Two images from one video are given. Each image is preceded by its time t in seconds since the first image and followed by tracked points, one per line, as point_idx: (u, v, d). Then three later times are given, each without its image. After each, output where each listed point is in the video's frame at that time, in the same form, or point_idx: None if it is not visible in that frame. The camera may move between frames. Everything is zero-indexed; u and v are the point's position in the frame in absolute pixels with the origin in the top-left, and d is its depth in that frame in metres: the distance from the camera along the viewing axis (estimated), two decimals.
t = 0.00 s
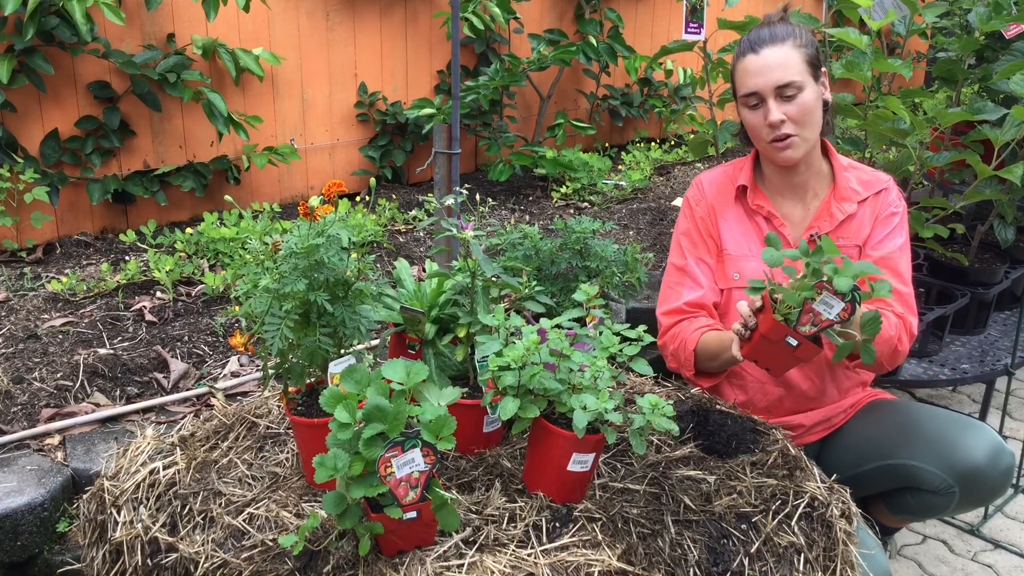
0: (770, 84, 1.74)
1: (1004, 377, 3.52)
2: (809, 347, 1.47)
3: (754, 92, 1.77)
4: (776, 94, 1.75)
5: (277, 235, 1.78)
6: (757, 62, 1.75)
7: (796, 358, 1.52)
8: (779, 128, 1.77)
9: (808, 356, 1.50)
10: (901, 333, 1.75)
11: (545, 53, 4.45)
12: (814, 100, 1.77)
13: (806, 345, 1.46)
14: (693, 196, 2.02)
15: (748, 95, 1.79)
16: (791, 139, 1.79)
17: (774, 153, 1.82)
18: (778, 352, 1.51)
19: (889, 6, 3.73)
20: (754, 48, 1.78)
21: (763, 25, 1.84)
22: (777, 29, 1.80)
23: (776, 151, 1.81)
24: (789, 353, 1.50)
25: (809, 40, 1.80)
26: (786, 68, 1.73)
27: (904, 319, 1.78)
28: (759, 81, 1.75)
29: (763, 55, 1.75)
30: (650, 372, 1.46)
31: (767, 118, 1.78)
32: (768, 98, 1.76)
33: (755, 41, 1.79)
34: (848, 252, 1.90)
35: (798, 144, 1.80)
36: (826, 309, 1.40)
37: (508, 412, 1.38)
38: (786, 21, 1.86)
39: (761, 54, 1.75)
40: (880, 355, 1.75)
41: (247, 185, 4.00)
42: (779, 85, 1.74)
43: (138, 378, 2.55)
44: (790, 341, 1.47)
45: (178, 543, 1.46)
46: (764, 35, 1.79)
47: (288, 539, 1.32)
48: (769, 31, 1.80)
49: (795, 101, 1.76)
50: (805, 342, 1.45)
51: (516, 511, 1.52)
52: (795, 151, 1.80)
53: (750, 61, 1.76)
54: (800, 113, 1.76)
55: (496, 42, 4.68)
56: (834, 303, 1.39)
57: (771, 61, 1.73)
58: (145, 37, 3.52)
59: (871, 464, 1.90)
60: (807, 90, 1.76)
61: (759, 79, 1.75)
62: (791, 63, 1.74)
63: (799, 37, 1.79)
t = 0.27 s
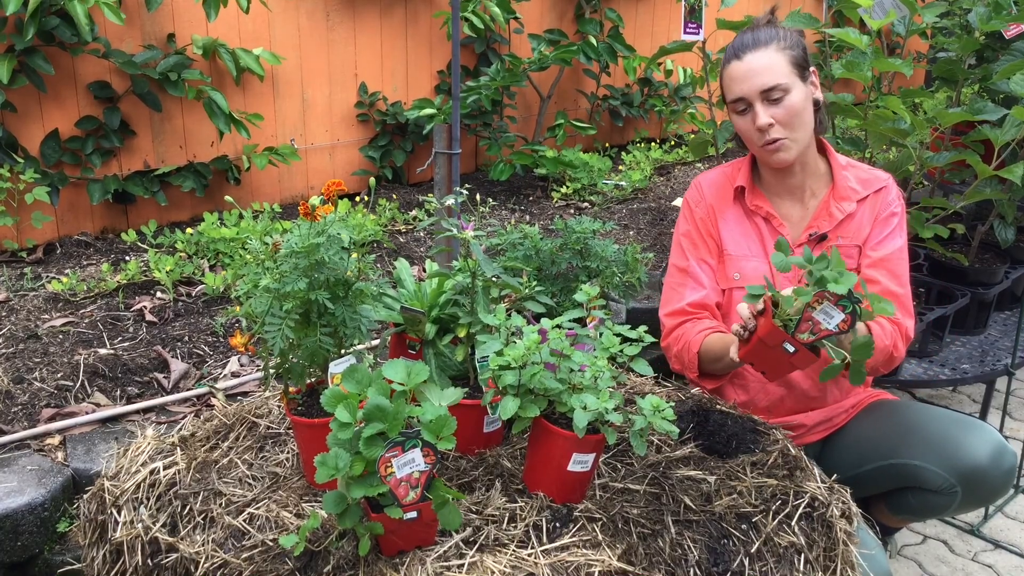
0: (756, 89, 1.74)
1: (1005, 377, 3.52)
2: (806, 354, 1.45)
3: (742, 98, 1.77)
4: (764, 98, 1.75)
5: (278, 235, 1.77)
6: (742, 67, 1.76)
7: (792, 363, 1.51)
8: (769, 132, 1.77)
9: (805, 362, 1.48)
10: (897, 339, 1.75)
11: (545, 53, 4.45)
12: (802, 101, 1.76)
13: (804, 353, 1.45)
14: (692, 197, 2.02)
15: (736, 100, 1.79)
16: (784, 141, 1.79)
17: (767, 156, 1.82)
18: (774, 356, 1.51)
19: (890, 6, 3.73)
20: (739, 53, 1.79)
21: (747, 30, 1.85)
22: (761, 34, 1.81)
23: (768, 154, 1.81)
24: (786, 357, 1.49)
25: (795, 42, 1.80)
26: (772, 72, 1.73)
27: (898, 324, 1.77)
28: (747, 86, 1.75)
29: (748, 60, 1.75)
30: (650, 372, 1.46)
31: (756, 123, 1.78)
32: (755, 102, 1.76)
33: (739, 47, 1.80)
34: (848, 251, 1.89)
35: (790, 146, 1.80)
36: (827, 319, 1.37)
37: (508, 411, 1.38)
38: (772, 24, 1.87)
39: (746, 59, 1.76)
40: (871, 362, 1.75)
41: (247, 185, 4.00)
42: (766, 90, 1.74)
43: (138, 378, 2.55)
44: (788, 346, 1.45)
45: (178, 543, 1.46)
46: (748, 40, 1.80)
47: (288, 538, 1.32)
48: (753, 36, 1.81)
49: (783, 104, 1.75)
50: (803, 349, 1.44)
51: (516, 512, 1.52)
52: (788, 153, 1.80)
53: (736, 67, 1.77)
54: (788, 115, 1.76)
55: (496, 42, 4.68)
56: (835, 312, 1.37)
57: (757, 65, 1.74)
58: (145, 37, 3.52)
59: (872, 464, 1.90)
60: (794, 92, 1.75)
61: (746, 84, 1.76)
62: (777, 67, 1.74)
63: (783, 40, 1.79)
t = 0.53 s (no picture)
0: (755, 89, 1.75)
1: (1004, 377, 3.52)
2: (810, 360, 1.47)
3: (741, 98, 1.78)
4: (763, 98, 1.75)
5: (278, 235, 1.77)
6: (742, 67, 1.76)
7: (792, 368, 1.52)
8: (768, 132, 1.78)
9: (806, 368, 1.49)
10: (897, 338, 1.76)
11: (545, 53, 4.45)
12: (802, 101, 1.76)
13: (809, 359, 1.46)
14: (693, 197, 2.02)
15: (736, 101, 1.80)
16: (782, 142, 1.79)
17: (766, 157, 1.82)
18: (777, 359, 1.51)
19: (889, 6, 3.73)
20: (739, 53, 1.79)
21: (749, 30, 1.85)
22: (762, 33, 1.80)
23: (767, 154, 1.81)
24: (789, 362, 1.49)
25: (796, 42, 1.80)
26: (772, 72, 1.73)
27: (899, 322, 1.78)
28: (746, 87, 1.76)
29: (748, 60, 1.75)
30: (650, 372, 1.46)
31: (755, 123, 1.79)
32: (754, 102, 1.76)
33: (740, 47, 1.80)
34: (847, 251, 1.90)
35: (789, 146, 1.80)
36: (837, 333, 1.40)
37: (508, 410, 1.38)
38: (774, 24, 1.87)
39: (745, 60, 1.76)
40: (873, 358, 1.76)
41: (247, 185, 4.00)
42: (765, 90, 1.74)
43: (138, 378, 2.55)
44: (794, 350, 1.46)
45: (178, 543, 1.46)
46: (748, 40, 1.80)
47: (288, 538, 1.32)
48: (754, 36, 1.81)
49: (782, 104, 1.75)
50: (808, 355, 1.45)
51: (516, 512, 1.52)
52: (787, 153, 1.80)
53: (736, 67, 1.77)
54: (787, 115, 1.76)
55: (496, 42, 4.68)
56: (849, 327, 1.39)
57: (756, 66, 1.74)
58: (145, 38, 3.52)
59: (873, 464, 1.89)
60: (793, 92, 1.75)
61: (745, 85, 1.76)
62: (777, 67, 1.74)
63: (784, 40, 1.79)
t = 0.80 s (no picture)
0: (755, 91, 1.75)
1: (1004, 377, 3.52)
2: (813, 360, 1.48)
3: (741, 99, 1.78)
4: (762, 99, 1.76)
5: (278, 235, 1.77)
6: (742, 68, 1.76)
7: (794, 366, 1.53)
8: (768, 133, 1.78)
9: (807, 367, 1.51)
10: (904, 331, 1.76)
11: (545, 53, 4.45)
12: (802, 102, 1.77)
13: (813, 357, 1.47)
14: (693, 197, 2.02)
15: (736, 102, 1.80)
16: (782, 142, 1.79)
17: (766, 158, 1.82)
18: (783, 354, 1.52)
19: (890, 6, 3.73)
20: (739, 54, 1.79)
21: (749, 31, 1.85)
22: (762, 34, 1.80)
23: (767, 155, 1.82)
24: (793, 359, 1.50)
25: (796, 42, 1.80)
26: (772, 73, 1.74)
27: (906, 317, 1.78)
28: (745, 88, 1.76)
29: (748, 61, 1.76)
30: (650, 372, 1.46)
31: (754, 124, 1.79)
32: (754, 104, 1.77)
33: (740, 48, 1.80)
34: (846, 249, 1.90)
35: (789, 146, 1.80)
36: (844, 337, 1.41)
37: (508, 409, 1.38)
38: (774, 24, 1.86)
39: (745, 61, 1.76)
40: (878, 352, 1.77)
41: (247, 185, 4.00)
42: (764, 92, 1.74)
43: (138, 378, 2.55)
44: (801, 346, 1.47)
45: (178, 543, 1.46)
46: (748, 41, 1.80)
47: (288, 539, 1.32)
48: (754, 37, 1.81)
49: (782, 105, 1.76)
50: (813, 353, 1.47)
51: (516, 512, 1.52)
52: (787, 154, 1.81)
53: (736, 69, 1.77)
54: (788, 116, 1.76)
55: (496, 42, 4.68)
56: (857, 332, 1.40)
57: (756, 67, 1.74)
58: (145, 38, 3.52)
59: (873, 464, 1.89)
60: (793, 93, 1.75)
61: (745, 86, 1.76)
62: (777, 68, 1.74)
63: (784, 40, 1.79)
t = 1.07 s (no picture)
0: (760, 87, 1.75)
1: (1004, 377, 3.52)
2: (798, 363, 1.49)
3: (745, 95, 1.78)
4: (767, 96, 1.76)
5: (278, 235, 1.77)
6: (748, 64, 1.76)
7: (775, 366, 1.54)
8: (772, 130, 1.78)
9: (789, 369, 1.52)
10: (907, 332, 1.76)
11: (545, 53, 4.46)
12: (806, 100, 1.77)
13: (799, 361, 1.48)
14: (693, 198, 2.02)
15: (740, 98, 1.79)
16: (786, 139, 1.79)
17: (769, 155, 1.82)
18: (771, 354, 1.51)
19: (889, 6, 3.73)
20: (745, 51, 1.79)
21: (754, 29, 1.85)
22: (768, 32, 1.80)
23: (770, 153, 1.81)
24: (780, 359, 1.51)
25: (801, 42, 1.80)
26: (777, 70, 1.74)
27: (907, 317, 1.77)
28: (751, 84, 1.76)
29: (754, 57, 1.76)
30: (650, 372, 1.46)
31: (758, 121, 1.78)
32: (759, 100, 1.76)
33: (745, 45, 1.80)
34: (847, 250, 1.90)
35: (793, 144, 1.80)
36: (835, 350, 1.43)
37: (507, 409, 1.38)
38: (779, 24, 1.87)
39: (751, 57, 1.76)
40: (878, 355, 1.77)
41: (247, 185, 4.00)
42: (769, 88, 1.74)
43: (138, 378, 2.56)
44: (789, 347, 1.47)
45: (178, 543, 1.46)
46: (754, 38, 1.80)
47: (288, 539, 1.32)
48: (759, 34, 1.81)
49: (787, 102, 1.76)
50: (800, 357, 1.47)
51: (516, 512, 1.52)
52: (790, 152, 1.80)
53: (741, 64, 1.77)
54: (792, 114, 1.76)
55: (496, 42, 4.68)
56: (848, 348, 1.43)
57: (762, 64, 1.74)
58: (145, 38, 3.52)
59: (874, 464, 1.89)
60: (798, 91, 1.76)
61: (751, 82, 1.76)
62: (782, 65, 1.74)
63: (789, 39, 1.79)
